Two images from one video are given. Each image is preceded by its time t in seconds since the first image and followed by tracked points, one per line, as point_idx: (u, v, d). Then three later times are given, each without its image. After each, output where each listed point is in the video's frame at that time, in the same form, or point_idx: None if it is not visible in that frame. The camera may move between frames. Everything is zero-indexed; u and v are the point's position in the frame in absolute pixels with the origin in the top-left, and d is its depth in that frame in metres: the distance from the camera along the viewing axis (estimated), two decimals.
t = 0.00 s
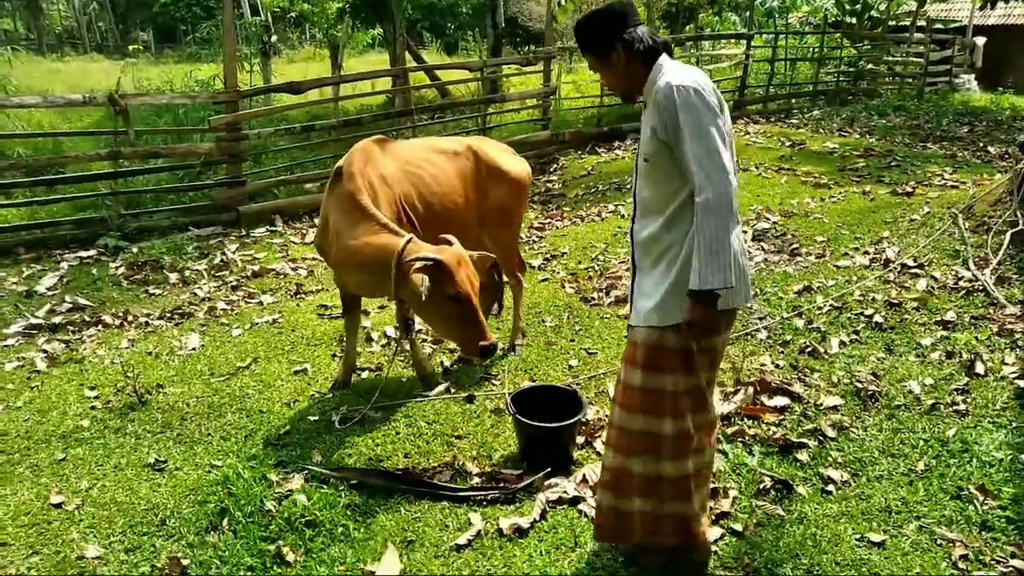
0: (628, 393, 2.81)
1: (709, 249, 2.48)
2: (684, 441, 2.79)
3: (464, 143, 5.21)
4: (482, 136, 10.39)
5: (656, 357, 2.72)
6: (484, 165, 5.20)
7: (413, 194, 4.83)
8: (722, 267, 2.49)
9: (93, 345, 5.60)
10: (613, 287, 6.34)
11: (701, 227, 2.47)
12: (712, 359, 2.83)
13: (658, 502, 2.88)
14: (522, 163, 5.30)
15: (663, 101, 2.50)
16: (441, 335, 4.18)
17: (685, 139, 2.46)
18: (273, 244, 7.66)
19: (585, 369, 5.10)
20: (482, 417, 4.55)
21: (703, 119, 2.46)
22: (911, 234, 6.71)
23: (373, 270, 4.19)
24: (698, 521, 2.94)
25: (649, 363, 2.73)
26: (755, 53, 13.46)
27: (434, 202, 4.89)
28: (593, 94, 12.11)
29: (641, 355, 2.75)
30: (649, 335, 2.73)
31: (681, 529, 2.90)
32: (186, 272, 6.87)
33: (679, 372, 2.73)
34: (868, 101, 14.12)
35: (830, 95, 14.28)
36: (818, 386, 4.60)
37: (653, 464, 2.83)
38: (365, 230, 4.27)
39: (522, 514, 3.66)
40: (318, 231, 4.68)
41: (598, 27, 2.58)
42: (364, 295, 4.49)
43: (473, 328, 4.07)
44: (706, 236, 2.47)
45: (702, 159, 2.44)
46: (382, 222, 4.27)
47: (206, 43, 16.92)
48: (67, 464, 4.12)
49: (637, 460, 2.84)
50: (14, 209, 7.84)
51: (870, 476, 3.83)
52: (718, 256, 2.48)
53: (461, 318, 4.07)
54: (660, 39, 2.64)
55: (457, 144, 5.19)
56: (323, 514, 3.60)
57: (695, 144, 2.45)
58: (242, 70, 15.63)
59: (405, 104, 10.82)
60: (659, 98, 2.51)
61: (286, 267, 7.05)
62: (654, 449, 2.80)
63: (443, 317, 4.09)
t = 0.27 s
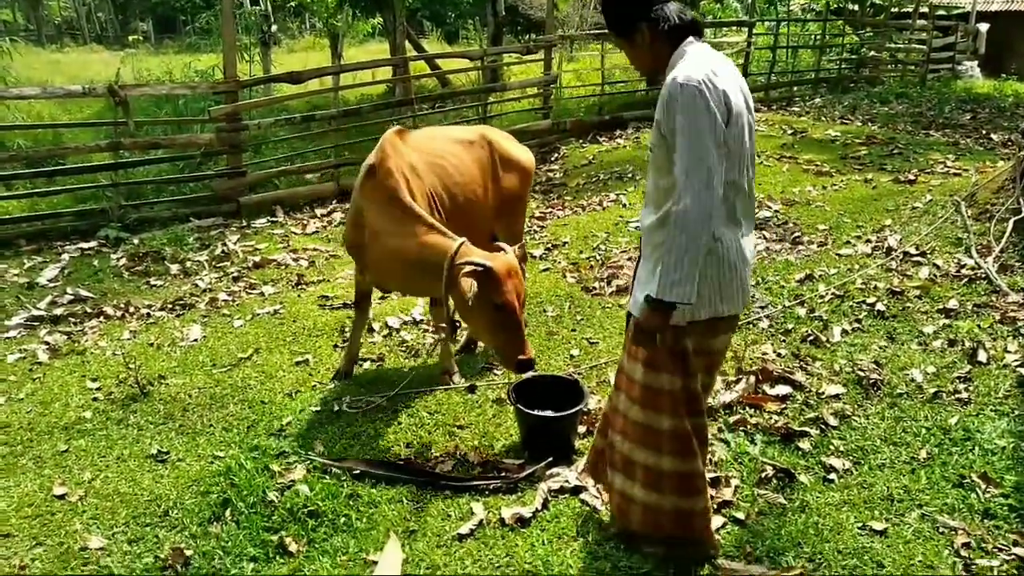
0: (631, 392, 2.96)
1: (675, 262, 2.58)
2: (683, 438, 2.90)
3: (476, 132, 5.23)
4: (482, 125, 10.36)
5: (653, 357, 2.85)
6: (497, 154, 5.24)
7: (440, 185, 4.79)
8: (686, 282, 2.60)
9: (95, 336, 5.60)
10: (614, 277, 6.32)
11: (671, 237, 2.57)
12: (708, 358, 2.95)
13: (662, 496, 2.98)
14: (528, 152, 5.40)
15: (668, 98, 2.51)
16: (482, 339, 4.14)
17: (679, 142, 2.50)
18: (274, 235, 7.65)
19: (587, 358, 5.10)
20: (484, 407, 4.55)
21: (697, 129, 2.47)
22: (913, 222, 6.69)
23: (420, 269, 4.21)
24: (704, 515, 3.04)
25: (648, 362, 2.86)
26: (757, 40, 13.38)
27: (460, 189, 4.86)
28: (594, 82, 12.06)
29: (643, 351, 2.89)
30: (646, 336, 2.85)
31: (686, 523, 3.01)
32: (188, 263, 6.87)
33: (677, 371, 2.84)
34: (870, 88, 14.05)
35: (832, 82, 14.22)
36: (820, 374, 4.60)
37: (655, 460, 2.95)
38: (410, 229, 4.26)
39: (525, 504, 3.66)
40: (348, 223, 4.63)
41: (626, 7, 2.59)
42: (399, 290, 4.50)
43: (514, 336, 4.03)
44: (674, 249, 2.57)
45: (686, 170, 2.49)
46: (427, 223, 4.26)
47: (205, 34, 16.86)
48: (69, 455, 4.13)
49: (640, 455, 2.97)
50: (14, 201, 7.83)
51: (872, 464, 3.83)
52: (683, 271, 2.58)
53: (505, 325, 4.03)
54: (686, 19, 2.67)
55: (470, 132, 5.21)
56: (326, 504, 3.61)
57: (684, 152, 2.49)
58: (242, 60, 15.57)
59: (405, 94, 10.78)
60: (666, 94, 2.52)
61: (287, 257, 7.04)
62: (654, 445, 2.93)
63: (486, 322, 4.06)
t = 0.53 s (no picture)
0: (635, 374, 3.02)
1: (659, 249, 2.58)
2: (678, 426, 2.94)
3: (478, 123, 5.24)
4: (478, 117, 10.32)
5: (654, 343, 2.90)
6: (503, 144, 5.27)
7: (455, 176, 4.77)
8: (670, 271, 2.58)
9: (90, 331, 5.58)
10: (611, 268, 6.30)
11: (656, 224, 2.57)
12: (715, 351, 2.93)
13: (655, 480, 3.05)
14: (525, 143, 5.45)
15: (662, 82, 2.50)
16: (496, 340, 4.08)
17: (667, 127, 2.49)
18: (270, 228, 7.63)
19: (584, 350, 5.09)
20: (481, 399, 4.54)
21: (686, 116, 2.45)
22: (910, 212, 6.68)
23: (442, 264, 4.20)
24: (699, 504, 3.07)
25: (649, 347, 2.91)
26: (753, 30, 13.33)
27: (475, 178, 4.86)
28: (591, 73, 12.01)
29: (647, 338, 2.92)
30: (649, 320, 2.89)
31: (678, 510, 3.06)
32: (183, 257, 6.84)
33: (677, 360, 2.88)
34: (866, 78, 14.02)
35: (829, 73, 14.18)
36: (817, 365, 4.60)
37: (650, 443, 3.01)
38: (434, 223, 4.26)
39: (522, 496, 3.66)
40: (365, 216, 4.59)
41: None
42: (415, 284, 4.50)
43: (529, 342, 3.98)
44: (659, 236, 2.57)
45: (673, 157, 2.48)
46: (450, 218, 4.26)
47: (200, 26, 16.76)
48: (65, 451, 4.11)
49: (636, 438, 3.03)
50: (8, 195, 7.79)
51: (869, 455, 3.83)
52: (668, 260, 2.57)
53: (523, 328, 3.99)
54: None
55: (472, 124, 5.21)
56: (323, 498, 3.60)
57: (672, 138, 2.48)
58: (236, 52, 15.49)
59: (400, 86, 10.73)
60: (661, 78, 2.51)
61: (283, 250, 7.02)
62: (652, 430, 2.98)
63: (500, 324, 3.98)
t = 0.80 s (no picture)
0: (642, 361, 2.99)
1: (660, 231, 2.56)
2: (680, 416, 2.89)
3: (472, 111, 5.21)
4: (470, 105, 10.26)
5: (657, 330, 2.87)
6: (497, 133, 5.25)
7: (455, 166, 4.73)
8: (669, 254, 2.55)
9: (81, 324, 5.55)
10: (604, 257, 6.28)
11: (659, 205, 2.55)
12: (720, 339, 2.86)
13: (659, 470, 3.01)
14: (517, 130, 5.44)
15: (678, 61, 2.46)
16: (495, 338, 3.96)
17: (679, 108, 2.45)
18: (262, 219, 7.59)
19: (577, 339, 5.09)
20: (475, 388, 4.54)
21: (699, 97, 2.41)
22: (902, 198, 6.67)
23: (446, 259, 4.17)
24: (704, 498, 3.00)
25: (653, 334, 2.89)
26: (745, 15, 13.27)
27: (474, 166, 4.83)
28: (583, 60, 11.95)
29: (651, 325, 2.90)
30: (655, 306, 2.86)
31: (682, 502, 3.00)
32: (174, 249, 6.80)
33: (678, 348, 2.83)
34: (858, 64, 13.99)
35: (821, 59, 14.15)
36: (810, 351, 4.60)
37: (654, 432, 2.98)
38: (438, 216, 4.22)
39: (516, 485, 3.65)
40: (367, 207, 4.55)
41: None
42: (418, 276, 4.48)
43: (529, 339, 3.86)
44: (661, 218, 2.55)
45: (682, 139, 2.45)
46: (453, 213, 4.21)
47: (189, 16, 16.63)
48: (57, 444, 4.09)
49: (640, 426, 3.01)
50: None
51: (862, 441, 3.84)
52: (668, 242, 2.55)
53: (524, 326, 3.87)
54: None
55: (467, 111, 5.18)
56: (317, 489, 3.60)
57: (681, 119, 2.44)
58: (226, 42, 15.37)
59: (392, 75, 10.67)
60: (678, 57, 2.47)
61: (275, 241, 6.99)
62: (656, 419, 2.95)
63: (500, 323, 3.87)
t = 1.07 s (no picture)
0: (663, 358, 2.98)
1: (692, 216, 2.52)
2: (695, 412, 2.88)
3: (468, 106, 5.19)
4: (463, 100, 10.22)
5: (679, 326, 2.85)
6: (491, 128, 5.23)
7: (450, 163, 4.71)
8: (700, 240, 2.51)
9: (71, 322, 5.51)
10: (597, 253, 6.26)
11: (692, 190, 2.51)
12: (740, 336, 2.81)
13: (671, 469, 2.99)
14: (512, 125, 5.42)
15: (718, 46, 2.43)
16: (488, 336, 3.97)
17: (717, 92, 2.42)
18: (253, 216, 7.55)
19: (571, 335, 5.08)
20: (468, 385, 4.52)
21: (738, 81, 2.38)
22: (895, 192, 6.67)
23: (440, 257, 4.15)
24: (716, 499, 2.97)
25: (674, 330, 2.87)
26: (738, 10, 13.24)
27: (467, 162, 4.80)
28: (575, 55, 11.92)
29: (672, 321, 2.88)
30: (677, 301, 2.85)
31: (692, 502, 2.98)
32: (165, 246, 6.76)
33: (699, 345, 2.81)
34: (851, 59, 13.99)
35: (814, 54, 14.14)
36: (804, 347, 4.59)
37: (670, 430, 2.96)
38: (432, 213, 4.20)
39: (510, 482, 3.64)
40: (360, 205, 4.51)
41: None
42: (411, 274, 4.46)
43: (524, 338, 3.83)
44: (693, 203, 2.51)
45: (719, 122, 2.42)
46: (448, 211, 4.19)
47: (180, 12, 16.52)
48: (47, 443, 4.06)
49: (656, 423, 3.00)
50: None
51: (856, 436, 3.83)
52: (698, 228, 2.51)
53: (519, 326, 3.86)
54: None
55: (463, 107, 5.16)
56: (309, 487, 3.58)
57: (719, 103, 2.41)
58: (217, 37, 15.28)
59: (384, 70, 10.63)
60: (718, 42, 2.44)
61: (267, 238, 6.95)
62: (672, 417, 2.93)
63: (492, 322, 3.86)
